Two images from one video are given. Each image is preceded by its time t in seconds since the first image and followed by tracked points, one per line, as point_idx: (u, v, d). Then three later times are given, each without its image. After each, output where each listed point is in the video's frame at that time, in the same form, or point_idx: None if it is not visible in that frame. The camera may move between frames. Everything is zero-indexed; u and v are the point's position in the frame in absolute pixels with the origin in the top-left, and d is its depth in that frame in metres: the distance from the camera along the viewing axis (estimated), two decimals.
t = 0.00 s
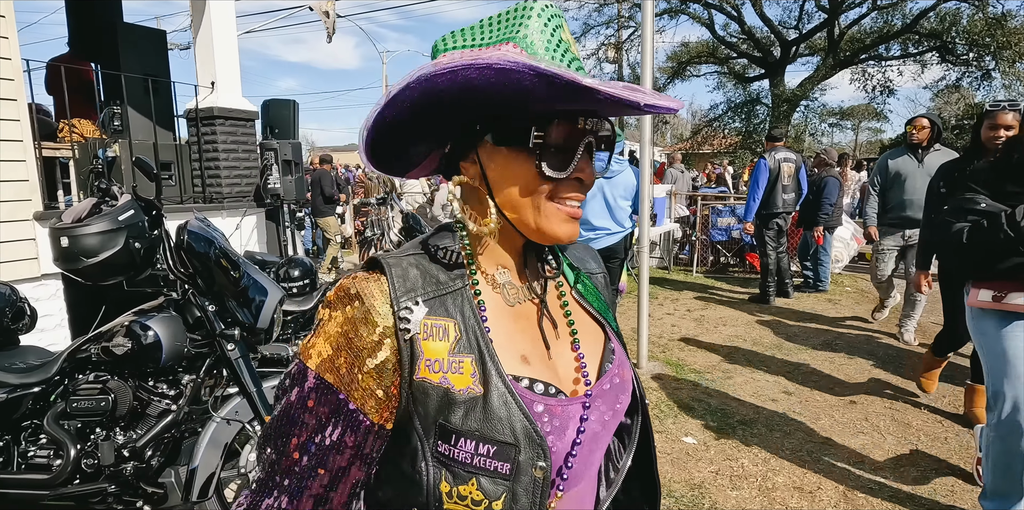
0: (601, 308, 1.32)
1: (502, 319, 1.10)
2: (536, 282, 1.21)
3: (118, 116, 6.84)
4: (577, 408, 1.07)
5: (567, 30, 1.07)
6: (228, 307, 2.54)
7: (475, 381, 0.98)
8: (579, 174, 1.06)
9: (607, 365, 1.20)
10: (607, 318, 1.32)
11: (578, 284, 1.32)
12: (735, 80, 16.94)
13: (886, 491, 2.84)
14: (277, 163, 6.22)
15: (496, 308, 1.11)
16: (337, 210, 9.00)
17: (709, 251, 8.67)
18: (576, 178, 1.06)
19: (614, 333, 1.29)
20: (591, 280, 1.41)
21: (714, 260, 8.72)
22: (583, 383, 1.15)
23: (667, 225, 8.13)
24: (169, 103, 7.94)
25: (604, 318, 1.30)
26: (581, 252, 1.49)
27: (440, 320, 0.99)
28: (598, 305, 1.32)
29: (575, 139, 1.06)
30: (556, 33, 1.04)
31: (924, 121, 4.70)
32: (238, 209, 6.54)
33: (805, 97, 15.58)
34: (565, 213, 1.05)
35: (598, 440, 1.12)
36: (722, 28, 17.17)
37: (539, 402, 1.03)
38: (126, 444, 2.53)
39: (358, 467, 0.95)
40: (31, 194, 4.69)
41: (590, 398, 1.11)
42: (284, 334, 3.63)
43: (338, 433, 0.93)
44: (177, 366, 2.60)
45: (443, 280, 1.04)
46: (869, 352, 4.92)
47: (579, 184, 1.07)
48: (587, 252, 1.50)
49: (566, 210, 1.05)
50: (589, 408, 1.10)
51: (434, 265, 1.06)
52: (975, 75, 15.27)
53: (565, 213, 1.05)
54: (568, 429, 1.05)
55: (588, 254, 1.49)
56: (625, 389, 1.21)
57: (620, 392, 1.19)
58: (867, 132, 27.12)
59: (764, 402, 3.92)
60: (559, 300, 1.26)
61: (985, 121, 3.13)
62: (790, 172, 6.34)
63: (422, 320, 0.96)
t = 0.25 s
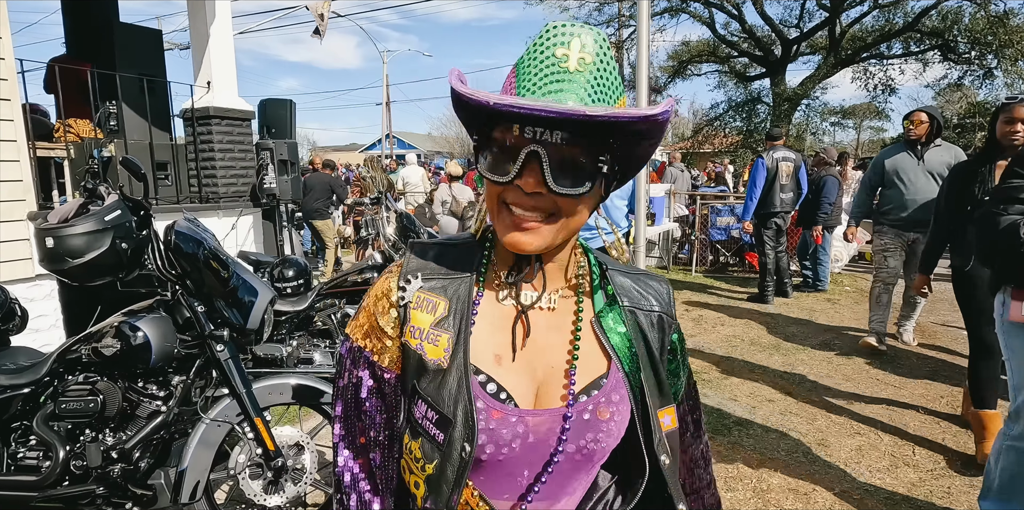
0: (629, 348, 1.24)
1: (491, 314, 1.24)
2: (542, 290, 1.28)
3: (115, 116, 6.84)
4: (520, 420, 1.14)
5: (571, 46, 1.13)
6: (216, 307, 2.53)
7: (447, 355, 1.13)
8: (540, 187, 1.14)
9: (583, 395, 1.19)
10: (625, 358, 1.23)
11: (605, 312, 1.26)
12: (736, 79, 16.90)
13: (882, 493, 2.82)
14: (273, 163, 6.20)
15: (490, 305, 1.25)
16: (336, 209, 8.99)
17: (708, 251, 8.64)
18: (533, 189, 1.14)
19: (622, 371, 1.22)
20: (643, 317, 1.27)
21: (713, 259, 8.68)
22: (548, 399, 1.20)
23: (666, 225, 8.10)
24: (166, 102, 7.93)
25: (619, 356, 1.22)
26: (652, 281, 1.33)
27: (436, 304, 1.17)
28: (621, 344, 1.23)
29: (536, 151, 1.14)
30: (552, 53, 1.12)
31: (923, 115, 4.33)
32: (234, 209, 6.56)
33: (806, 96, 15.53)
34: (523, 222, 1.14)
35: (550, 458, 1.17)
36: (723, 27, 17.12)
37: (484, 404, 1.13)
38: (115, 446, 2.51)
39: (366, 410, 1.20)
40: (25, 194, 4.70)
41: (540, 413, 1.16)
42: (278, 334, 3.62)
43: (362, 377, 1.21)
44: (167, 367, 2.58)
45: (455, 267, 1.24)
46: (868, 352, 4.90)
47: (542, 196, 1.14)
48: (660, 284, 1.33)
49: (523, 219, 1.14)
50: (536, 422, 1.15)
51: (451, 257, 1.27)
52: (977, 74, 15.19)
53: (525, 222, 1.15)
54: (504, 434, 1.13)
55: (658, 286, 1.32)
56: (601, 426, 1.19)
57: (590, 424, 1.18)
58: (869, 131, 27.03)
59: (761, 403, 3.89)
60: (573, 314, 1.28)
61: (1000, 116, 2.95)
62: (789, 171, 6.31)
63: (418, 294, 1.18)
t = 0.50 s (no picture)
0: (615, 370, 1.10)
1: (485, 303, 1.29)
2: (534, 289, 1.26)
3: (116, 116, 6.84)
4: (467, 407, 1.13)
5: (543, 37, 1.13)
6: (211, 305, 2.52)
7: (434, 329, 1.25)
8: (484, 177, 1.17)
9: (535, 404, 1.12)
10: (601, 379, 1.11)
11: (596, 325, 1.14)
12: (738, 77, 16.84)
13: (884, 493, 2.79)
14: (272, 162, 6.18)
15: (487, 295, 1.30)
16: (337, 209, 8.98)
17: (710, 249, 8.61)
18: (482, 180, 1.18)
19: (591, 389, 1.11)
20: (648, 343, 1.10)
21: (715, 258, 8.65)
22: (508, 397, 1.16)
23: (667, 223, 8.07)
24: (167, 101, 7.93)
25: (594, 374, 1.11)
26: (678, 304, 1.13)
27: (443, 283, 1.32)
28: (606, 364, 1.11)
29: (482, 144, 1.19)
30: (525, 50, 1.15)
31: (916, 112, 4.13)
32: (233, 208, 6.55)
33: (809, 94, 15.46)
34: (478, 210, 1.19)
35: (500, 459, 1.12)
36: (725, 25, 17.07)
37: (439, 382, 1.16)
38: (110, 446, 2.50)
39: (378, 371, 1.36)
40: (23, 193, 4.70)
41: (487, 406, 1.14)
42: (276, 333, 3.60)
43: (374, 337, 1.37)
44: (164, 366, 2.57)
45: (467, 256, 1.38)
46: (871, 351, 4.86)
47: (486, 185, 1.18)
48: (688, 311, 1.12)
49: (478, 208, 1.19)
50: (485, 415, 1.13)
51: (470, 245, 1.40)
52: (981, 71, 15.12)
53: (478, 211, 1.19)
54: (451, 417, 1.14)
55: (682, 313, 1.11)
56: (548, 441, 1.09)
57: (538, 434, 1.10)
58: (872, 130, 26.94)
59: (762, 402, 3.86)
60: (564, 319, 1.21)
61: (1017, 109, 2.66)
62: (791, 169, 6.27)
63: (426, 269, 1.35)
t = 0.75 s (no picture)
0: (557, 376, 1.02)
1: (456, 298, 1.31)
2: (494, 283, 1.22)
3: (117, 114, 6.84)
4: (418, 397, 1.14)
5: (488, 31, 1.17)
6: (211, 304, 2.50)
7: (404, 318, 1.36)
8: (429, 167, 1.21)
9: (474, 406, 1.08)
10: (540, 387, 1.03)
11: (547, 327, 1.06)
12: (740, 76, 16.81)
13: (887, 494, 2.77)
14: (273, 160, 6.17)
15: (458, 290, 1.33)
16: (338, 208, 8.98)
17: (712, 249, 8.60)
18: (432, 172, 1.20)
19: (530, 396, 1.04)
20: (595, 353, 1.01)
21: (716, 257, 8.63)
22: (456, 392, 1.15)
23: (669, 223, 8.06)
24: (169, 100, 7.93)
25: (534, 378, 1.04)
26: (638, 314, 1.02)
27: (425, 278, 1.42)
28: (548, 370, 1.03)
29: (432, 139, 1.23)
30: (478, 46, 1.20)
31: (928, 100, 3.83)
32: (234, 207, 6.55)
33: (811, 93, 15.40)
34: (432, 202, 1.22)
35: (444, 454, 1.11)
36: (727, 24, 17.04)
37: (398, 370, 1.20)
38: (111, 444, 2.50)
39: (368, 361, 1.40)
40: (25, 191, 4.70)
41: (433, 400, 1.13)
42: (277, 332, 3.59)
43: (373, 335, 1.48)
44: (164, 365, 2.57)
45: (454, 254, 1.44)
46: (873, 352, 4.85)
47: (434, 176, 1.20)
48: (647, 323, 1.00)
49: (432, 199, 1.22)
50: (435, 409, 1.12)
51: (455, 243, 1.51)
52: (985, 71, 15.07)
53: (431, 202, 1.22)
54: (407, 407, 1.15)
55: (637, 324, 1.00)
56: (484, 445, 1.04)
57: (474, 437, 1.05)
58: (874, 129, 26.91)
59: (764, 402, 3.84)
60: (518, 314, 1.16)
61: None
62: (794, 168, 6.24)
63: (412, 265, 1.49)
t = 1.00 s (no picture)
0: (466, 375, 0.94)
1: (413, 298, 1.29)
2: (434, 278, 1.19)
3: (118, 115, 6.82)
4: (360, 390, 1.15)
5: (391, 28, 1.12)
6: (214, 305, 2.48)
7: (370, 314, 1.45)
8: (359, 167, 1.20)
9: (394, 404, 1.05)
10: (450, 391, 0.96)
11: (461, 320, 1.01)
12: (741, 78, 16.80)
13: (893, 498, 2.76)
14: (275, 161, 6.14)
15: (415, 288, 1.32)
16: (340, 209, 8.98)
17: (714, 250, 8.58)
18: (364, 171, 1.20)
19: (440, 395, 0.97)
20: (507, 351, 0.90)
21: (719, 259, 8.62)
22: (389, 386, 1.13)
23: (671, 224, 8.04)
24: (170, 100, 7.92)
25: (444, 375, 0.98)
26: (556, 309, 0.90)
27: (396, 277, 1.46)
28: (457, 368, 0.96)
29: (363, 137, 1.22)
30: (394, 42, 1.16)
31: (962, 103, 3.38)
32: (236, 208, 6.54)
33: (812, 94, 15.39)
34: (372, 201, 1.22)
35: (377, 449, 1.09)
36: (728, 26, 17.04)
37: (351, 371, 1.23)
38: (112, 447, 2.48)
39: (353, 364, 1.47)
40: (26, 191, 4.69)
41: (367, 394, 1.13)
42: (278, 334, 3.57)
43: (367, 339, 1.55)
44: (166, 366, 2.55)
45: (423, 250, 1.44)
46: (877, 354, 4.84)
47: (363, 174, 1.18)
48: (563, 319, 0.89)
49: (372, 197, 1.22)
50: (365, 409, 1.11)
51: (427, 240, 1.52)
52: (986, 72, 15.09)
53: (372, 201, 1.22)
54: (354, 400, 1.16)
55: (551, 322, 0.89)
56: (400, 445, 0.99)
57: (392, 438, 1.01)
58: (875, 130, 26.95)
59: (768, 405, 3.83)
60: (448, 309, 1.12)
61: None
62: (797, 170, 6.22)
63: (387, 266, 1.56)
